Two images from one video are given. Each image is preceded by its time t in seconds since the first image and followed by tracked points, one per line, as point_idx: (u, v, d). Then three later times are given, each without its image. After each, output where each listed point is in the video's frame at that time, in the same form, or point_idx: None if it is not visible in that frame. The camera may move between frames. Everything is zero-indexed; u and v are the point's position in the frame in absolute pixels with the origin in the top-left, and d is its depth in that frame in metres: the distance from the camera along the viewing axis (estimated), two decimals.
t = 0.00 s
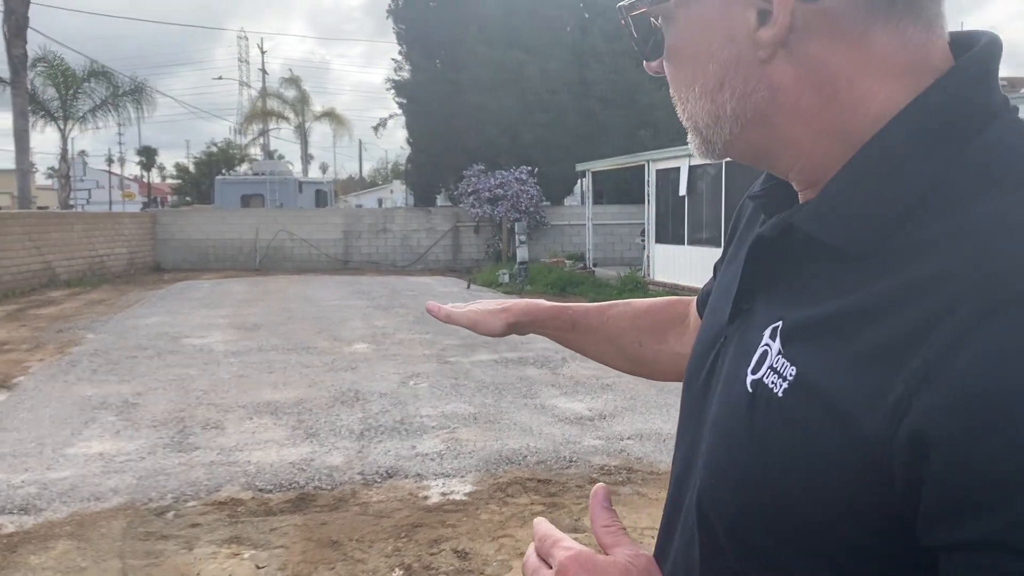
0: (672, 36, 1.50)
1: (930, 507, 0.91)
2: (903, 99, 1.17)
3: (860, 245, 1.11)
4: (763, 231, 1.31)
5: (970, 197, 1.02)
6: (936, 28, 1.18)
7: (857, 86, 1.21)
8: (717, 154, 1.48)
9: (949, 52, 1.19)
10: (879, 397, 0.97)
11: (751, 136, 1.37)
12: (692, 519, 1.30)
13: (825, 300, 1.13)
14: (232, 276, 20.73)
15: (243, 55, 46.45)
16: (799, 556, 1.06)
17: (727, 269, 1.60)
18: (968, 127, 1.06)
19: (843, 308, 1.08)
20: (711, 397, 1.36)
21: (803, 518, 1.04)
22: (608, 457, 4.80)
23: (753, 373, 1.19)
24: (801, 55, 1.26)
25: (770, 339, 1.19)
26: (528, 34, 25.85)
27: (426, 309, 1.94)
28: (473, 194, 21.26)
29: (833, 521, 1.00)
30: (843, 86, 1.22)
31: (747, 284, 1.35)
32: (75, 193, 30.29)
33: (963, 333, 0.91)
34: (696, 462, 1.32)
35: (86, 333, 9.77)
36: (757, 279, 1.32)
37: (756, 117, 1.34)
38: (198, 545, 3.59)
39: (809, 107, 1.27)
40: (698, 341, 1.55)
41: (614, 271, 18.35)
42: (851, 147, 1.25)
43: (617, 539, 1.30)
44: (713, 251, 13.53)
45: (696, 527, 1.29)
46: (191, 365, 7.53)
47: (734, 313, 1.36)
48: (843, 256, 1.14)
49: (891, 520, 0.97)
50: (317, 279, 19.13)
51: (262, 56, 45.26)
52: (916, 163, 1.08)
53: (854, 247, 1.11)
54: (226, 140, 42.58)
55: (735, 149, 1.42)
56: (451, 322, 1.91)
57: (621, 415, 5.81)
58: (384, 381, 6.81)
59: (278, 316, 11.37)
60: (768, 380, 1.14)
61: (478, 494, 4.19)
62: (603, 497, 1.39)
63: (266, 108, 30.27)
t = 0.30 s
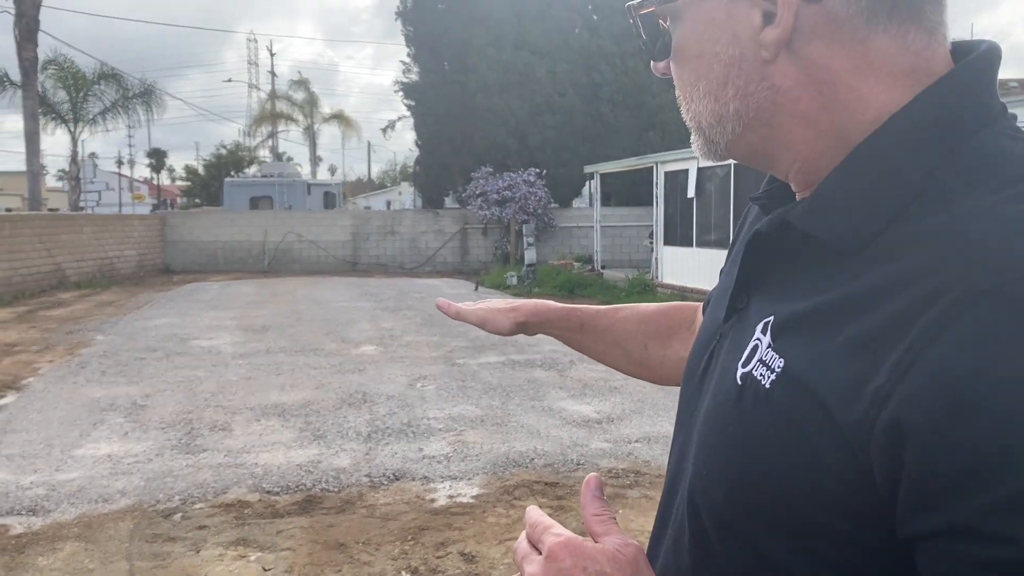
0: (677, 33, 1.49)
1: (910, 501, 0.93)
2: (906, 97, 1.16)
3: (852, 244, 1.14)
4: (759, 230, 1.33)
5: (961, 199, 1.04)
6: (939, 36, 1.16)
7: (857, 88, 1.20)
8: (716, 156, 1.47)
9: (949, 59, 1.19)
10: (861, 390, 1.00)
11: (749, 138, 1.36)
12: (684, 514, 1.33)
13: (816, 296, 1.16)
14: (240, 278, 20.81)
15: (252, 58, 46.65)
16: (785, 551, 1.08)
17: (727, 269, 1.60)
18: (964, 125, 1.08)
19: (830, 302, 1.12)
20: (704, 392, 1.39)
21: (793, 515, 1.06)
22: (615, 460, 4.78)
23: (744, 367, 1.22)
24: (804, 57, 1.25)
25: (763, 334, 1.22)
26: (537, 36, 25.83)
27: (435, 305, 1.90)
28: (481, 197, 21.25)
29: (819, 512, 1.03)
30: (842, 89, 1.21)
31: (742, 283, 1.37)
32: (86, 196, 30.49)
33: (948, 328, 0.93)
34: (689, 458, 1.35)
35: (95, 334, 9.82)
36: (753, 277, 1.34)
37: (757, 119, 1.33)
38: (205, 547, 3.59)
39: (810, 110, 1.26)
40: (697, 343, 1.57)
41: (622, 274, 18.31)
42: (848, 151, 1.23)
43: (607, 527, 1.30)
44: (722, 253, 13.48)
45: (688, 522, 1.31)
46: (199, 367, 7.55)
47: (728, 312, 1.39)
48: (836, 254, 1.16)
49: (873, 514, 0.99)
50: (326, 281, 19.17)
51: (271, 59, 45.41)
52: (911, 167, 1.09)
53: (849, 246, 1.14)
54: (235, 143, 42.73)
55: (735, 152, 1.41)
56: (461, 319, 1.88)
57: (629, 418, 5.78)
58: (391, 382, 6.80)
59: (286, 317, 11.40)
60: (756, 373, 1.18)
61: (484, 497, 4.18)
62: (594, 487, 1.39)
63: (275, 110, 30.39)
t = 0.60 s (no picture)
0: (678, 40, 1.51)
1: (908, 497, 0.93)
2: (900, 106, 1.17)
3: (852, 245, 1.14)
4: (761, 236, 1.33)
5: (958, 200, 1.05)
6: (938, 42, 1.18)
7: (862, 91, 1.20)
8: (715, 162, 1.48)
9: (948, 69, 1.20)
10: (857, 391, 1.00)
11: (746, 143, 1.37)
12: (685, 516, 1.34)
13: (816, 297, 1.16)
14: (244, 282, 20.83)
15: (256, 63, 46.80)
16: (789, 553, 1.08)
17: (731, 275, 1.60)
18: (962, 130, 1.09)
19: (826, 304, 1.13)
20: (704, 397, 1.39)
21: (793, 513, 1.06)
22: (619, 465, 4.79)
23: (743, 369, 1.23)
24: (804, 62, 1.26)
25: (762, 338, 1.23)
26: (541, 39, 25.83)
27: (446, 314, 2.01)
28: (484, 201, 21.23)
29: (819, 511, 1.03)
30: (852, 89, 1.21)
31: (742, 286, 1.37)
32: (91, 200, 30.59)
33: (949, 325, 0.93)
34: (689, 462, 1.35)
35: (99, 339, 9.83)
36: (754, 285, 1.35)
37: (754, 123, 1.34)
38: (209, 551, 3.60)
39: (810, 114, 1.26)
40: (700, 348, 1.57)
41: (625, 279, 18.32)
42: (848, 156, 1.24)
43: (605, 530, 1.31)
44: (725, 258, 13.49)
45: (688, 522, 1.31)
46: (203, 371, 7.56)
47: (728, 319, 1.40)
48: (832, 258, 1.17)
49: (869, 510, 1.00)
50: (330, 285, 19.19)
51: (274, 64, 45.55)
52: (914, 171, 1.10)
53: (848, 249, 1.14)
54: (239, 147, 42.82)
55: (732, 156, 1.41)
56: (469, 325, 1.99)
57: (632, 422, 5.78)
58: (395, 387, 6.81)
59: (290, 321, 11.42)
60: (754, 374, 1.19)
61: (488, 502, 4.18)
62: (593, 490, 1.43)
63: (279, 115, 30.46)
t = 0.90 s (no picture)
0: (733, 27, 1.38)
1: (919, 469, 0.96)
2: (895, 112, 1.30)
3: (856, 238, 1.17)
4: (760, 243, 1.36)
5: (954, 183, 1.11)
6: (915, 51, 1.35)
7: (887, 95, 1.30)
8: (774, 160, 1.34)
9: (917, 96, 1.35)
10: (877, 367, 1.03)
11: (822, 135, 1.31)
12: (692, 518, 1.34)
13: (822, 293, 1.19)
14: (241, 289, 20.82)
15: (253, 71, 46.82)
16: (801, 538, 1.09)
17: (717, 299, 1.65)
18: (942, 149, 1.16)
19: (831, 300, 1.16)
20: (706, 407, 1.41)
21: (805, 503, 1.08)
22: (615, 473, 4.81)
23: (749, 369, 1.25)
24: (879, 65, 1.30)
25: (765, 343, 1.25)
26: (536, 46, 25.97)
27: (426, 339, 2.02)
28: (480, 208, 21.21)
29: (823, 494, 1.05)
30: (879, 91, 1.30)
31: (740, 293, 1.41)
32: (87, 207, 30.56)
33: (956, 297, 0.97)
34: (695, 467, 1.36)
35: (96, 346, 9.83)
36: (753, 291, 1.38)
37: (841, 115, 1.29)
38: (206, 560, 3.60)
39: (872, 115, 1.30)
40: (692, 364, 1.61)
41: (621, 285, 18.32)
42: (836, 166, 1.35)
43: (622, 517, 1.31)
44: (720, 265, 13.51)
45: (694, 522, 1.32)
46: (200, 379, 7.56)
47: (727, 327, 1.43)
48: (828, 255, 1.21)
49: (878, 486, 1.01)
50: (326, 292, 19.19)
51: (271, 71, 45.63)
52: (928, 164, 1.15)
53: (854, 241, 1.17)
54: (235, 154, 42.84)
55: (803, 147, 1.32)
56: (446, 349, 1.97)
57: (628, 430, 5.79)
58: (391, 394, 6.81)
59: (287, 329, 11.42)
60: (764, 372, 1.20)
61: (484, 510, 4.19)
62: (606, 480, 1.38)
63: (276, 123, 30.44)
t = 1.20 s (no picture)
0: (766, 42, 1.50)
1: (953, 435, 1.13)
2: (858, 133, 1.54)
3: (861, 241, 1.32)
4: (759, 257, 1.43)
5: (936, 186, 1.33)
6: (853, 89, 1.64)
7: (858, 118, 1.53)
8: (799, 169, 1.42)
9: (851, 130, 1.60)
10: (911, 351, 1.18)
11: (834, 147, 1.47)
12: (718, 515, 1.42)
13: (833, 295, 1.30)
14: (232, 298, 20.78)
15: (245, 78, 46.78)
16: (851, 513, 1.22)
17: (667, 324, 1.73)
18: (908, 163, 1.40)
19: (848, 298, 1.28)
20: (701, 418, 1.48)
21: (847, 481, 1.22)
22: (604, 481, 4.81)
23: (770, 376, 1.33)
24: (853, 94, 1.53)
25: (770, 352, 1.35)
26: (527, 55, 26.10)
27: (364, 386, 2.03)
28: (472, 217, 21.26)
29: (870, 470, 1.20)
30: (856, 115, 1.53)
31: (732, 307, 1.47)
32: (77, 213, 30.41)
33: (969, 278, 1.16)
34: (711, 470, 1.43)
35: (86, 356, 9.79)
36: (745, 306, 1.44)
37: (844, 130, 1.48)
38: (196, 571, 3.59)
39: (848, 133, 1.48)
40: (663, 380, 1.65)
41: (613, 292, 18.33)
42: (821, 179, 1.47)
43: (668, 514, 1.30)
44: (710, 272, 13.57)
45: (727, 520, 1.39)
46: (190, 388, 7.54)
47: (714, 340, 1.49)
48: (826, 261, 1.34)
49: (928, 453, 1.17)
50: (318, 301, 19.16)
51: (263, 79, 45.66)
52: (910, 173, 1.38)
53: (859, 243, 1.32)
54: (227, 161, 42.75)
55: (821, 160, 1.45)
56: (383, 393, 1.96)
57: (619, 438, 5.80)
58: (382, 403, 6.81)
59: (277, 337, 11.41)
60: (788, 375, 1.30)
61: (475, 520, 4.19)
62: (646, 481, 1.37)
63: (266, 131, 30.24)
